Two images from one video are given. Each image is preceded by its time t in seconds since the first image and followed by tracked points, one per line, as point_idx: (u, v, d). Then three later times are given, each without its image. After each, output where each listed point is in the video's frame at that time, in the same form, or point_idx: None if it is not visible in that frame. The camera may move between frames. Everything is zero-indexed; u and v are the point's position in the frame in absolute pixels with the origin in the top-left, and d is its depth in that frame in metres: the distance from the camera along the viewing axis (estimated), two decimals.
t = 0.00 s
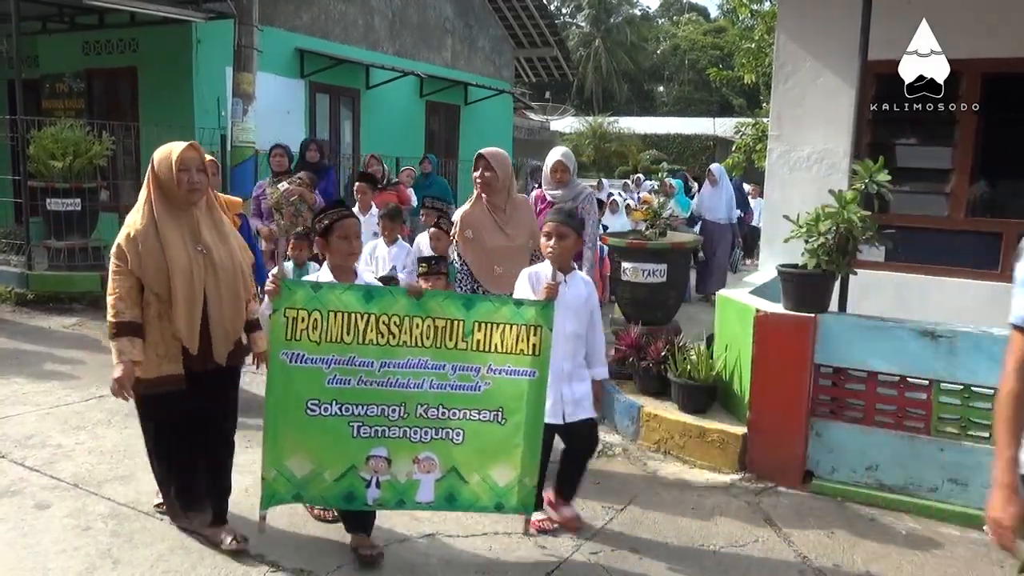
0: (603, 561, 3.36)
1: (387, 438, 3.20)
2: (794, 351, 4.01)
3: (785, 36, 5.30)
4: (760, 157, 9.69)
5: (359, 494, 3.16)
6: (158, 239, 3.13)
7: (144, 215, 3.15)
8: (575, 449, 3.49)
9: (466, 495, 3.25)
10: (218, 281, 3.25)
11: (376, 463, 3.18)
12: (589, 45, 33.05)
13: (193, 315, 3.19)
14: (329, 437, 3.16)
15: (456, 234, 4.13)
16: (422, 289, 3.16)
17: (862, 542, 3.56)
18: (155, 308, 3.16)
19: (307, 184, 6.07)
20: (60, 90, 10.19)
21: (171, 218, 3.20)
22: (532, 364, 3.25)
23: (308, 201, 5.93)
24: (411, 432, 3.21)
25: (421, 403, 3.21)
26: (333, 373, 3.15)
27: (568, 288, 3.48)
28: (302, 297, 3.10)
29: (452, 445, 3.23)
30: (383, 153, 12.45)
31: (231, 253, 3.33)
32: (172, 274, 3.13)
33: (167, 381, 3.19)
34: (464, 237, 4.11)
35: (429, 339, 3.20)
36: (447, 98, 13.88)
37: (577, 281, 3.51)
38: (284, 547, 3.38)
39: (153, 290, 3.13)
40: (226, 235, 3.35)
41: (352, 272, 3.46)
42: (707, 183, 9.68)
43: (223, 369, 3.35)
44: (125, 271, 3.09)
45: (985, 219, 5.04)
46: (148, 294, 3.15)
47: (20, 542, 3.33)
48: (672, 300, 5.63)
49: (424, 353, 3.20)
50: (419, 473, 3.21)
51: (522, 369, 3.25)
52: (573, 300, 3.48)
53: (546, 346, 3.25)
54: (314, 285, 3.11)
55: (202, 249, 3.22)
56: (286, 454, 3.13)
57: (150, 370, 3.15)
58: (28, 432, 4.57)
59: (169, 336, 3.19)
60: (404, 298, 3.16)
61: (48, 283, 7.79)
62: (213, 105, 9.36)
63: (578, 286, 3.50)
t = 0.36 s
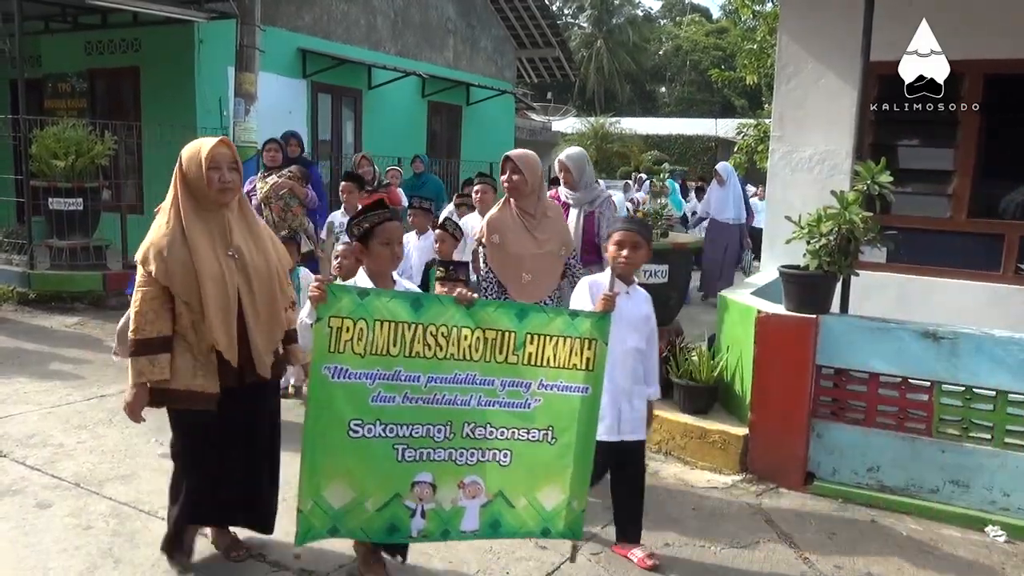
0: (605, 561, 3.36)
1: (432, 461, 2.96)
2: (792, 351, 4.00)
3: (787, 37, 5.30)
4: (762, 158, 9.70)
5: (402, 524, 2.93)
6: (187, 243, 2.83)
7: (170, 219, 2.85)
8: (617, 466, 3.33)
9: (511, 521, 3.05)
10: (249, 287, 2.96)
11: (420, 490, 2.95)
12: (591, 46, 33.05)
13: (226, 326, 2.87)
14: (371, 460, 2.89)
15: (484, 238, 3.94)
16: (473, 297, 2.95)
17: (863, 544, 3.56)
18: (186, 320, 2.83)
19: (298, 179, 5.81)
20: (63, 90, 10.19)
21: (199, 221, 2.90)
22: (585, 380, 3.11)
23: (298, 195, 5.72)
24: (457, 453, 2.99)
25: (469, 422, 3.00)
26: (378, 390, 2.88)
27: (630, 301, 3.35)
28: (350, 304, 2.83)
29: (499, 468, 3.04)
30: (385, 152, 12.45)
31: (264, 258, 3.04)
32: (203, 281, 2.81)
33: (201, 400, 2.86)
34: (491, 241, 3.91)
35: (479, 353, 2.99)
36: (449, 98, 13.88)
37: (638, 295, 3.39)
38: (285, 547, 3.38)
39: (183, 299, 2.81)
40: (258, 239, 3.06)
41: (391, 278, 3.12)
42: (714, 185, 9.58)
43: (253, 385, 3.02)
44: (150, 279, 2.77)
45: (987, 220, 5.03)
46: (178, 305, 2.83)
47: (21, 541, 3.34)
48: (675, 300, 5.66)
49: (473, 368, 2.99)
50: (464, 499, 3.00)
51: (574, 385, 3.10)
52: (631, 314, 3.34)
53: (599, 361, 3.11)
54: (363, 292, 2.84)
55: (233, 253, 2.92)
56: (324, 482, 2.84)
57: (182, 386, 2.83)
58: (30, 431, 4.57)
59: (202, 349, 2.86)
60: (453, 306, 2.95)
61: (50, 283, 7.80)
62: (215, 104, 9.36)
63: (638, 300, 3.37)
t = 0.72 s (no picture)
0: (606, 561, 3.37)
1: (502, 499, 2.61)
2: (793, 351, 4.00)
3: (788, 37, 5.30)
4: (763, 158, 9.70)
5: (472, 571, 2.56)
6: (207, 263, 2.42)
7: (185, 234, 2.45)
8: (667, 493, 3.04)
9: (580, 557, 2.75)
10: (278, 311, 2.53)
11: (490, 533, 2.58)
12: (592, 46, 33.04)
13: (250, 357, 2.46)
14: (440, 506, 2.50)
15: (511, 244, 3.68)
16: (538, 318, 2.63)
17: (864, 544, 3.56)
18: (208, 352, 2.44)
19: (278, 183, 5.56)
20: (65, 91, 10.20)
21: (220, 235, 2.50)
22: (651, 401, 2.86)
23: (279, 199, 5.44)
24: (526, 488, 2.66)
25: (536, 453, 2.67)
26: (447, 426, 2.51)
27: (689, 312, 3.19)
28: (423, 335, 2.43)
29: (566, 501, 2.72)
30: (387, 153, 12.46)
31: (295, 276, 2.62)
32: (226, 306, 2.40)
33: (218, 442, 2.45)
34: (520, 249, 3.65)
35: (545, 378, 2.68)
36: (451, 98, 13.89)
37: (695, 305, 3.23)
38: (285, 547, 3.38)
39: (202, 327, 2.41)
40: (289, 254, 2.64)
41: (444, 300, 2.78)
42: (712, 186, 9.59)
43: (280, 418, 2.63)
44: (165, 304, 2.38)
45: (988, 221, 5.03)
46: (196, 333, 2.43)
47: (23, 541, 3.34)
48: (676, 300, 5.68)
49: (539, 395, 2.67)
50: (533, 538, 2.67)
51: (640, 407, 2.85)
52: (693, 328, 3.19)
53: (665, 380, 2.87)
54: (434, 319, 2.45)
55: (259, 273, 2.51)
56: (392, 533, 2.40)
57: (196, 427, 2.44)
58: (32, 432, 4.57)
59: (227, 383, 2.47)
60: (519, 329, 2.61)
61: (52, 284, 7.81)
62: (217, 105, 9.37)
63: (696, 311, 3.22)
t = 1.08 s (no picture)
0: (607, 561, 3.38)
1: (580, 535, 2.34)
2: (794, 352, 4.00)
3: (789, 38, 5.29)
4: (764, 158, 9.70)
5: None
6: (248, 267, 2.24)
7: (222, 233, 2.24)
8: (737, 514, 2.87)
9: None
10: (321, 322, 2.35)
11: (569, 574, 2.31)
12: (593, 47, 33.02)
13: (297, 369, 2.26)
14: (523, 550, 2.23)
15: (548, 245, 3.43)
16: (617, 337, 2.37)
17: (866, 544, 3.55)
18: (246, 365, 2.23)
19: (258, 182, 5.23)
20: (66, 91, 10.21)
21: (260, 235, 2.31)
22: (733, 425, 2.55)
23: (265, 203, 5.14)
24: (600, 522, 2.38)
25: (611, 483, 2.39)
26: (534, 461, 2.24)
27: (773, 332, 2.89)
28: (517, 364, 2.21)
29: (643, 534, 2.44)
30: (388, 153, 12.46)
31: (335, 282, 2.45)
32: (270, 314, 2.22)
33: (257, 464, 2.24)
34: (555, 249, 3.41)
35: (622, 401, 2.40)
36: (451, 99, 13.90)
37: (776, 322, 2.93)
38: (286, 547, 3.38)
39: (244, 336, 2.21)
40: (328, 259, 2.47)
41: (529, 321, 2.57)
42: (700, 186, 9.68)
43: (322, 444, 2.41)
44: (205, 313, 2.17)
45: (989, 221, 5.03)
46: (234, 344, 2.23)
47: (24, 541, 3.35)
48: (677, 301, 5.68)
49: (616, 419, 2.39)
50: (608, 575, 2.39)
51: (721, 432, 2.53)
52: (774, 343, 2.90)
53: (749, 402, 2.57)
54: (527, 344, 2.22)
55: (302, 278, 2.33)
56: None
57: (238, 447, 2.23)
58: (34, 432, 4.58)
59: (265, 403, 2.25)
60: (598, 349, 2.36)
61: (53, 284, 7.82)
62: (218, 106, 9.37)
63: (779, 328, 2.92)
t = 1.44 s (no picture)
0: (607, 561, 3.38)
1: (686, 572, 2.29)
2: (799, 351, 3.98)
3: (789, 38, 5.29)
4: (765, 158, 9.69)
5: None
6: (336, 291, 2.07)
7: (307, 256, 2.06)
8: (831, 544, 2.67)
9: None
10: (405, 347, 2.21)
11: None
12: (594, 47, 32.98)
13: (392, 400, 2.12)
14: None
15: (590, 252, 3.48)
16: (720, 354, 2.31)
17: (866, 545, 3.55)
18: (337, 399, 2.06)
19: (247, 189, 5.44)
20: (67, 91, 10.22)
21: (341, 258, 2.14)
22: (826, 449, 2.48)
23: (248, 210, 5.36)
24: (700, 555, 2.33)
25: (708, 513, 2.34)
26: (644, 495, 2.18)
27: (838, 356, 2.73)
28: (628, 388, 2.15)
29: (731, 564, 2.39)
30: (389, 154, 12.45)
31: (413, 304, 2.32)
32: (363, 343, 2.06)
33: (353, 504, 2.09)
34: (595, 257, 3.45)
35: (719, 423, 2.34)
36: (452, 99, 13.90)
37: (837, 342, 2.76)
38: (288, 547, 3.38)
39: (337, 367, 2.04)
40: (404, 279, 2.34)
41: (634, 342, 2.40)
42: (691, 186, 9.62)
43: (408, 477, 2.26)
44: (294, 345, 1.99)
45: (990, 221, 5.03)
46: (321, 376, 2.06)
47: (26, 541, 3.35)
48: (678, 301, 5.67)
49: (713, 444, 2.33)
50: None
51: (815, 456, 2.47)
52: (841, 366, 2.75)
53: (841, 424, 2.50)
54: (636, 365, 2.16)
55: (386, 302, 2.19)
56: None
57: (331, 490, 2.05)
58: (35, 432, 4.58)
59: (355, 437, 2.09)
60: (701, 368, 2.28)
61: (54, 284, 7.82)
62: (219, 106, 9.39)
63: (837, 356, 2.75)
